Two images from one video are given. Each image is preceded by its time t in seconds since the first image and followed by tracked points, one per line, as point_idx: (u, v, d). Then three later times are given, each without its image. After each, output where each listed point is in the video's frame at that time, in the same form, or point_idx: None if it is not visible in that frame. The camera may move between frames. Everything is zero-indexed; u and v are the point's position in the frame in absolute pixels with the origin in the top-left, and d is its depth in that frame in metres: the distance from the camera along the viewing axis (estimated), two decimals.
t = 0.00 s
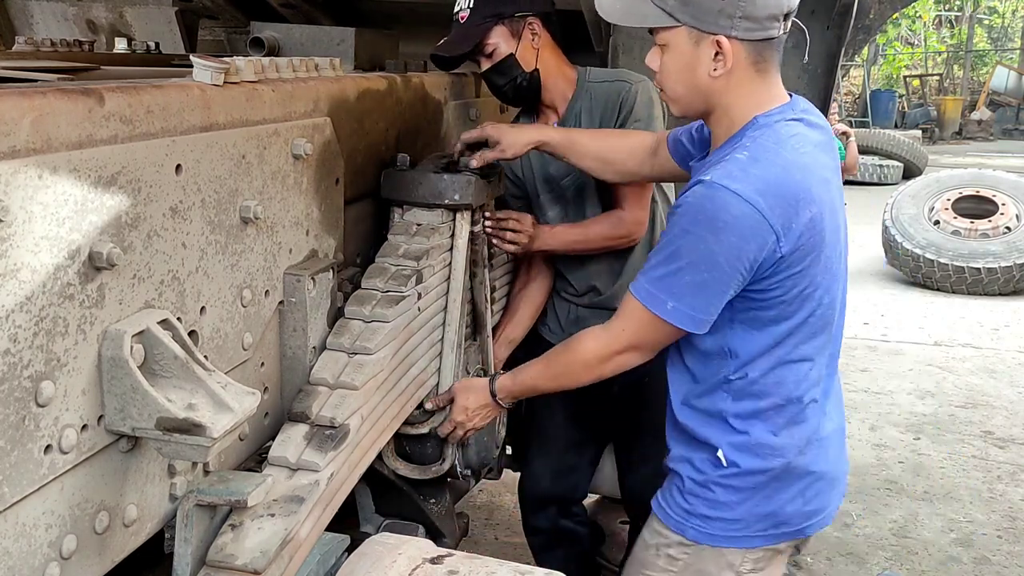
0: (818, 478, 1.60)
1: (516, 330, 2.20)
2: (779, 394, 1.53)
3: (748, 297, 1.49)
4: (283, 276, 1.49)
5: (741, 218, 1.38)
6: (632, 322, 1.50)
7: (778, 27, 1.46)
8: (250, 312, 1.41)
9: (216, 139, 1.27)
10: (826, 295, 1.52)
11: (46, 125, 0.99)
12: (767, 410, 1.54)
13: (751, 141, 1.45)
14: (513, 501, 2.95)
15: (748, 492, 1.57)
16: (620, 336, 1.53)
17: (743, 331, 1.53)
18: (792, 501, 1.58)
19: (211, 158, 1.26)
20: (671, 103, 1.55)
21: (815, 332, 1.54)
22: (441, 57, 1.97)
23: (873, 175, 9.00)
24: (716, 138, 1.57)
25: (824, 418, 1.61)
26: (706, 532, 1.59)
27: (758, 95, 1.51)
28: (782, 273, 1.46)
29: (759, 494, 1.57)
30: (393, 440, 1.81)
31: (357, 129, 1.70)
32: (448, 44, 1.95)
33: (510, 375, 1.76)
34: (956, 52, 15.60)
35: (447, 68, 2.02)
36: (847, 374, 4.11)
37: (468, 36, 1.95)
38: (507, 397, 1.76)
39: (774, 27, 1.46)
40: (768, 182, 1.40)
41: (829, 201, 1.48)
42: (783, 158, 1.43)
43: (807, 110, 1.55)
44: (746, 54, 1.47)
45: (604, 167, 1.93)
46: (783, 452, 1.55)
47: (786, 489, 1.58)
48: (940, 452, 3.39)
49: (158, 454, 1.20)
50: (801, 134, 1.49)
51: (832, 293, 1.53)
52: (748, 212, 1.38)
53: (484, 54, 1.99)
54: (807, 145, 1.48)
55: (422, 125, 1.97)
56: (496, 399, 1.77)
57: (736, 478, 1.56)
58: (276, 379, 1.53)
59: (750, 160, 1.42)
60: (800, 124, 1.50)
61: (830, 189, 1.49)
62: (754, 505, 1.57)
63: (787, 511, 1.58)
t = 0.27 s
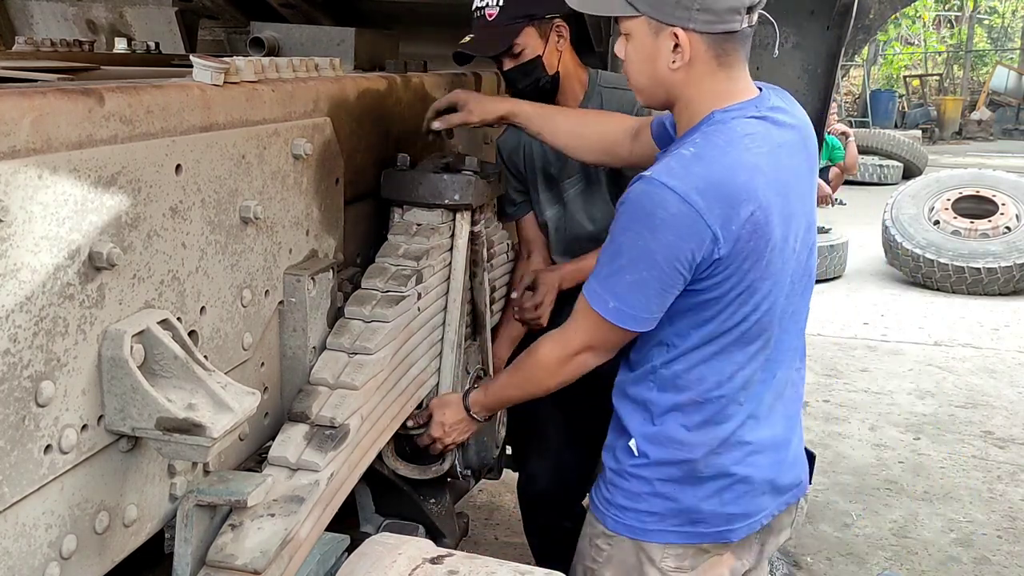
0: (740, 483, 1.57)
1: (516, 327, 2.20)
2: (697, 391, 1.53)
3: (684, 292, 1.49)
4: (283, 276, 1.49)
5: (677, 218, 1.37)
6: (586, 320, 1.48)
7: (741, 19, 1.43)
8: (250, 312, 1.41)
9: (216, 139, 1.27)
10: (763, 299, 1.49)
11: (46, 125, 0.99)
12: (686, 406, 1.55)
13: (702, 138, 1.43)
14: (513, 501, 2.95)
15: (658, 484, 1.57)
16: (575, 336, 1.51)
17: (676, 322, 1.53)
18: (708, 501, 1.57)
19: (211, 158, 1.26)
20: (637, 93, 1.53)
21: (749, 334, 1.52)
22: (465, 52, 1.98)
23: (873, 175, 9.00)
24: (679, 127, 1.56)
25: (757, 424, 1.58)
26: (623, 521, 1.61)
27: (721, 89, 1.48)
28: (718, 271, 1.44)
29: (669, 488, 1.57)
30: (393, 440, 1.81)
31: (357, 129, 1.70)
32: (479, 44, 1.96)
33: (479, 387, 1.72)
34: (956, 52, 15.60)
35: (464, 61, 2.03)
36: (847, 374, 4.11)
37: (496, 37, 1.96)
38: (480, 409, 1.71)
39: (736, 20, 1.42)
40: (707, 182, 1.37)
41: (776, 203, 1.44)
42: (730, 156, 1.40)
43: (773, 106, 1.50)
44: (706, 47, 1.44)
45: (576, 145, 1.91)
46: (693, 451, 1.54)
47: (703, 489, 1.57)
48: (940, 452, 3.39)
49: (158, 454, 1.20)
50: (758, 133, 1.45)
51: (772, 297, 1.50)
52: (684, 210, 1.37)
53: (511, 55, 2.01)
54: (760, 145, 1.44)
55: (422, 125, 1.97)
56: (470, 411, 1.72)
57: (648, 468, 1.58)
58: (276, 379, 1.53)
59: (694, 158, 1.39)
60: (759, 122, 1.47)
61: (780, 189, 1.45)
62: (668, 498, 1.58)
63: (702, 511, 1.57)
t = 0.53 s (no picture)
0: (685, 485, 1.59)
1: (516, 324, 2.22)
2: (639, 389, 1.56)
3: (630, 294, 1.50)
4: (283, 276, 1.49)
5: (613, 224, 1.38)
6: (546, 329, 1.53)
7: (687, 15, 1.41)
8: (250, 312, 1.41)
9: (216, 139, 1.27)
10: (706, 302, 1.50)
11: (46, 125, 0.99)
12: (628, 403, 1.58)
13: (645, 139, 1.43)
14: (513, 501, 2.96)
15: (602, 483, 1.61)
16: (537, 345, 1.56)
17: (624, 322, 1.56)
18: (653, 502, 1.60)
19: (211, 158, 1.26)
20: (594, 86, 1.55)
21: (692, 334, 1.53)
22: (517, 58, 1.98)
23: (873, 175, 9.00)
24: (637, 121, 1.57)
25: (704, 424, 1.59)
26: (575, 521, 1.65)
27: (671, 85, 1.47)
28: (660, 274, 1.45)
29: (613, 488, 1.60)
30: (392, 440, 1.82)
31: (357, 129, 1.70)
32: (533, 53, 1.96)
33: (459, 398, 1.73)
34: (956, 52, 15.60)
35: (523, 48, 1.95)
36: (847, 374, 4.11)
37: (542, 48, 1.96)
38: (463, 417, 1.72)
39: (681, 15, 1.41)
40: (646, 186, 1.38)
41: (721, 206, 1.44)
42: (673, 159, 1.40)
43: (728, 102, 1.48)
44: (652, 42, 1.44)
45: (542, 145, 1.93)
46: (634, 449, 1.57)
47: (647, 488, 1.59)
48: (940, 452, 3.39)
49: (158, 454, 1.20)
50: (706, 134, 1.44)
51: (717, 300, 1.51)
52: (620, 216, 1.38)
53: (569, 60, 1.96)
54: (706, 144, 1.43)
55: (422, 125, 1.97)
56: (454, 422, 1.72)
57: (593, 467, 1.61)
58: (275, 379, 1.53)
59: (635, 161, 1.39)
60: (711, 120, 1.45)
61: (728, 191, 1.45)
62: (613, 499, 1.61)
63: (647, 512, 1.59)
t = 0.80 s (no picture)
0: (652, 491, 1.58)
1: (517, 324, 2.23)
2: (604, 393, 1.55)
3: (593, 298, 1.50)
4: (283, 276, 1.49)
5: (566, 227, 1.36)
6: (522, 341, 1.53)
7: (642, 16, 1.38)
8: (251, 312, 1.41)
9: (216, 139, 1.27)
10: (667, 306, 1.48)
11: (46, 125, 0.99)
12: (595, 407, 1.57)
13: (600, 139, 1.40)
14: (513, 501, 2.96)
15: (570, 487, 1.61)
16: (516, 356, 1.56)
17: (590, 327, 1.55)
18: (619, 507, 1.59)
19: (211, 158, 1.26)
20: (559, 85, 1.54)
21: (656, 339, 1.51)
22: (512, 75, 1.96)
23: (873, 175, 9.00)
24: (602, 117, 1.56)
25: (672, 429, 1.58)
26: (547, 523, 1.66)
27: (630, 86, 1.45)
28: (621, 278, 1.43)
29: (580, 492, 1.60)
30: (392, 440, 1.82)
31: (357, 130, 1.70)
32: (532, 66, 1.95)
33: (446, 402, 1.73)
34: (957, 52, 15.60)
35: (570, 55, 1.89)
36: (847, 374, 4.11)
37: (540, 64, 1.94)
38: (452, 424, 1.72)
39: (637, 17, 1.38)
40: (600, 188, 1.36)
41: (682, 208, 1.41)
42: (625, 160, 1.37)
43: (691, 100, 1.44)
44: (608, 44, 1.42)
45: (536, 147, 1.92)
46: (599, 454, 1.57)
47: (613, 493, 1.58)
48: (941, 452, 3.39)
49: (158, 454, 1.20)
50: (662, 134, 1.40)
51: (679, 305, 1.48)
52: (571, 218, 1.36)
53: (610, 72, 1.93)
54: (664, 144, 1.40)
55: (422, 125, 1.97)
56: (442, 426, 1.72)
57: (560, 469, 1.62)
58: (276, 379, 1.53)
59: (586, 162, 1.37)
60: (670, 120, 1.42)
61: (688, 193, 1.41)
62: (581, 502, 1.60)
63: (613, 517, 1.58)
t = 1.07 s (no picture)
0: (637, 493, 1.58)
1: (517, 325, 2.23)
2: (587, 397, 1.56)
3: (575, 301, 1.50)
4: (283, 276, 1.49)
5: (542, 231, 1.37)
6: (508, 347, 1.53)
7: (612, 17, 1.38)
8: (251, 312, 1.41)
9: (216, 139, 1.27)
10: (648, 308, 1.47)
11: (46, 125, 0.99)
12: (579, 410, 1.57)
13: (576, 142, 1.40)
14: (513, 501, 2.96)
15: (555, 490, 1.62)
16: (503, 363, 1.56)
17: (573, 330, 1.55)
18: (604, 510, 1.59)
19: (211, 158, 1.26)
20: (539, 87, 1.55)
21: (639, 342, 1.51)
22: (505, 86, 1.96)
23: (873, 175, 9.00)
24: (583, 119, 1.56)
25: (656, 432, 1.58)
26: (536, 526, 1.67)
27: (605, 88, 1.45)
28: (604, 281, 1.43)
29: (565, 496, 1.61)
30: (392, 440, 1.82)
31: (357, 130, 1.70)
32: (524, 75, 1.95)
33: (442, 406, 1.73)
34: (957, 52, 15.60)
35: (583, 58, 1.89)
36: (847, 374, 4.12)
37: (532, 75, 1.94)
38: (448, 428, 1.71)
39: (607, 18, 1.38)
40: (576, 192, 1.36)
41: (661, 210, 1.41)
42: (601, 163, 1.37)
43: (669, 101, 1.44)
44: (580, 46, 1.42)
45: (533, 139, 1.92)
46: (583, 457, 1.57)
47: (598, 496, 1.59)
48: (941, 452, 3.39)
49: (158, 454, 1.20)
50: (638, 137, 1.40)
51: (661, 307, 1.48)
52: (547, 222, 1.36)
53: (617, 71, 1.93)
54: (641, 146, 1.40)
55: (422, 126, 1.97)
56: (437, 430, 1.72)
57: (547, 473, 1.63)
58: (275, 379, 1.53)
59: (560, 164, 1.37)
60: (647, 121, 1.41)
61: (667, 195, 1.41)
62: (566, 505, 1.61)
63: (598, 520, 1.59)
